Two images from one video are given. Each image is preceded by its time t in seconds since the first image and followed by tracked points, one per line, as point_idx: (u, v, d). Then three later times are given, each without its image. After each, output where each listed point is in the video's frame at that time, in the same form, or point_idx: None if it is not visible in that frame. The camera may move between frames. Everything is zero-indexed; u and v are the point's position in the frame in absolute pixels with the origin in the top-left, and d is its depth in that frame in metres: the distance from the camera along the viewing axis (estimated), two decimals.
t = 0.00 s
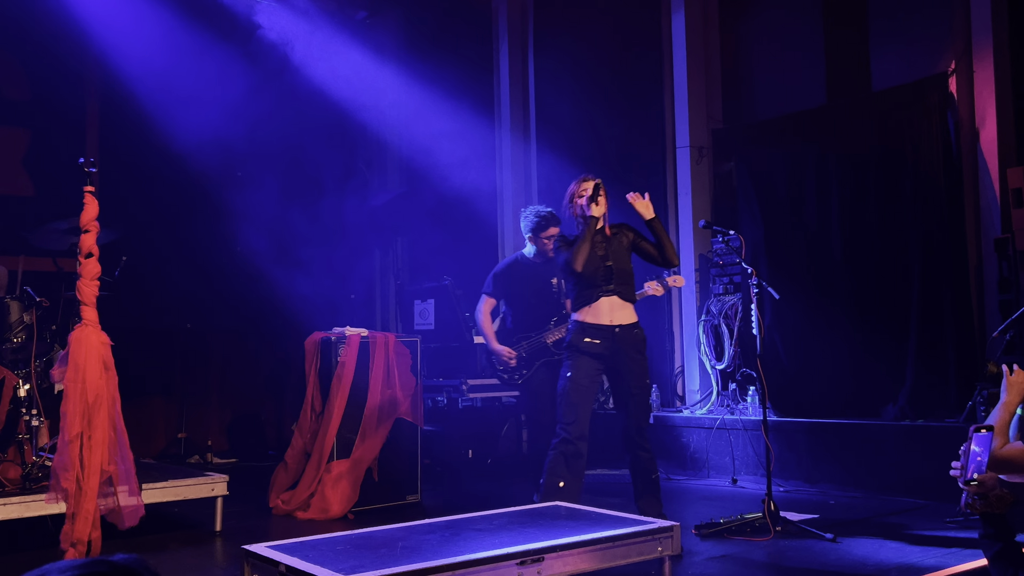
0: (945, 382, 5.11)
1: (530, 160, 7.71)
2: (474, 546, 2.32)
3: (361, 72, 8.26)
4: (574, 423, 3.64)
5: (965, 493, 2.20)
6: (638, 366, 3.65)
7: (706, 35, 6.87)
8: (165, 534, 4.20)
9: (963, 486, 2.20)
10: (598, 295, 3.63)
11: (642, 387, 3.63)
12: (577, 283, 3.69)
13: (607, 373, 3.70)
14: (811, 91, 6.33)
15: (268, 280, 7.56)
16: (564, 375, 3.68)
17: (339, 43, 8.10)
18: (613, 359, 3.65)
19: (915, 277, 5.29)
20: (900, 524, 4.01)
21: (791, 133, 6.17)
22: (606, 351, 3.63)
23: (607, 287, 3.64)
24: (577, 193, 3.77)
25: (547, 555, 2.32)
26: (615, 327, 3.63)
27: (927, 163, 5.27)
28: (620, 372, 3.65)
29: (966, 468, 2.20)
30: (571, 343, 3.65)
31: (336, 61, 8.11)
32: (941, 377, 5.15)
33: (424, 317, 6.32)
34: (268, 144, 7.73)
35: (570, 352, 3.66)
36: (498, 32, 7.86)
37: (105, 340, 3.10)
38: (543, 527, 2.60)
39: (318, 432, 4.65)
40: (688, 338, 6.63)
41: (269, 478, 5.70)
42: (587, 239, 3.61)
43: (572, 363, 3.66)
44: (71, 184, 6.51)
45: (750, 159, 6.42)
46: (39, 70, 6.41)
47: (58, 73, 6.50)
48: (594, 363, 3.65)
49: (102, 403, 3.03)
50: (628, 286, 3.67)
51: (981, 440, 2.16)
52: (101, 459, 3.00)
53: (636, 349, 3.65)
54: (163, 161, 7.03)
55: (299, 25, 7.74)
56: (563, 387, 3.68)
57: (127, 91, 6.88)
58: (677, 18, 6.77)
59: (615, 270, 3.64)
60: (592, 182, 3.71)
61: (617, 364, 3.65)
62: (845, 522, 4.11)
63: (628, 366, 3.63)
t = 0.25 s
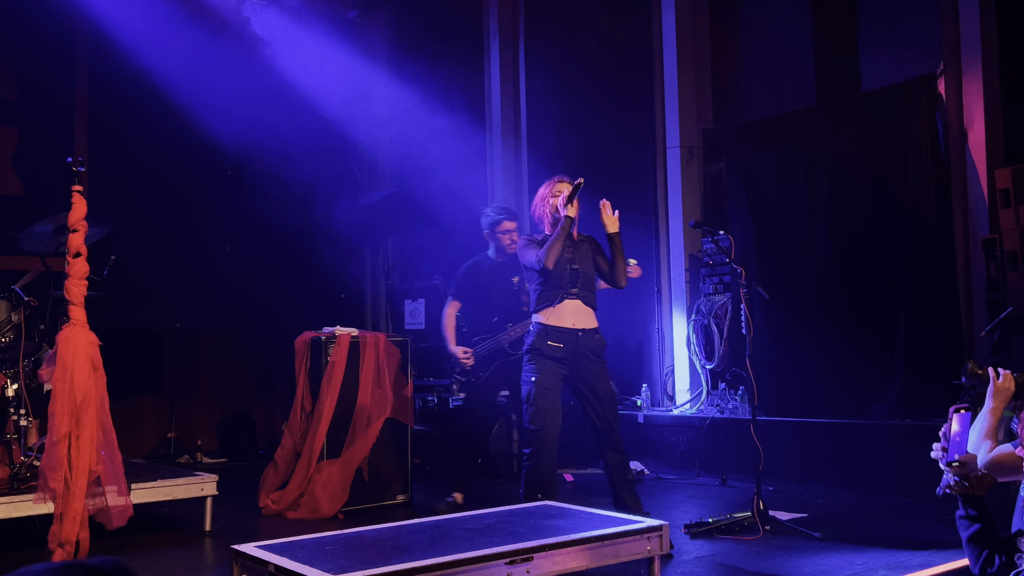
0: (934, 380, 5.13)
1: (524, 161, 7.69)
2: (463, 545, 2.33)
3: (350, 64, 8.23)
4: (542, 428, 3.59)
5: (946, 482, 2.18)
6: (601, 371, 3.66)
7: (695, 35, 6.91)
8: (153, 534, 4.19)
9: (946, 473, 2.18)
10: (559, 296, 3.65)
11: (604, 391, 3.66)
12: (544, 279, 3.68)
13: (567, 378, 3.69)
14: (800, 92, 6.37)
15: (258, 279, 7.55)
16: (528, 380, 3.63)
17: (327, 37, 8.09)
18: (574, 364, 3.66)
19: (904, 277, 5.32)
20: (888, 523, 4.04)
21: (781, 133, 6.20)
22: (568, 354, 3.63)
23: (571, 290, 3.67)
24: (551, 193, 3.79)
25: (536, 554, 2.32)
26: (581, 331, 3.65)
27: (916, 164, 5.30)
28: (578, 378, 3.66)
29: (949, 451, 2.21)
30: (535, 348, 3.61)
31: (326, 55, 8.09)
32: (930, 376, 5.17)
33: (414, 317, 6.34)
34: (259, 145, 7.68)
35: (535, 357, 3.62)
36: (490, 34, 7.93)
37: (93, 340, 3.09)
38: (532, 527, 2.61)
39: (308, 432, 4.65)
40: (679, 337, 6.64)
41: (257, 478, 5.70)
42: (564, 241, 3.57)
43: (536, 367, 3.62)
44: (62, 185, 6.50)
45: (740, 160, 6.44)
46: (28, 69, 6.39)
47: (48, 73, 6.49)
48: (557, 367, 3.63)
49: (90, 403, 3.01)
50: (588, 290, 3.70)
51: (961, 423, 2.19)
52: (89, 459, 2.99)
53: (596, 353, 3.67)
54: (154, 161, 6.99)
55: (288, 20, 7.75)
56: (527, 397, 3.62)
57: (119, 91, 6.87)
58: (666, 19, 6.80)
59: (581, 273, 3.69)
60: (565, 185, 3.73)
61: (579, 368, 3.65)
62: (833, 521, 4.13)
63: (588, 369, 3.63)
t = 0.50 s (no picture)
0: (927, 380, 5.16)
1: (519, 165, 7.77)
2: (458, 543, 2.34)
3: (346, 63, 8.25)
4: (542, 428, 3.53)
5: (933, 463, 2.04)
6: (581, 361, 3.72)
7: (691, 35, 6.92)
8: (149, 532, 4.19)
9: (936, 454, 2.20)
10: (553, 295, 3.68)
11: (587, 382, 3.71)
12: (541, 274, 3.67)
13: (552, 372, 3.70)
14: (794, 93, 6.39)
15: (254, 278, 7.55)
16: (518, 373, 3.59)
17: (321, 37, 8.01)
18: (563, 358, 3.66)
19: (898, 277, 5.35)
20: (882, 522, 4.06)
21: (776, 133, 6.23)
22: (561, 348, 3.63)
23: (562, 288, 3.71)
24: (540, 188, 3.82)
25: (531, 551, 2.34)
26: (568, 327, 3.69)
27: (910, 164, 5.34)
28: (563, 373, 3.68)
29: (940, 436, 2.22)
30: (530, 345, 3.57)
31: (321, 56, 8.04)
32: (923, 376, 5.20)
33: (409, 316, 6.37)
34: (253, 145, 7.67)
35: (529, 352, 3.59)
36: (486, 33, 7.86)
37: (90, 338, 3.09)
38: (527, 524, 2.62)
39: (304, 430, 4.66)
40: (673, 336, 6.65)
41: (254, 477, 5.71)
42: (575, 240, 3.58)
43: (528, 361, 3.59)
44: (59, 183, 6.51)
45: (736, 160, 6.46)
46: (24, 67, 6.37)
47: (45, 73, 6.48)
48: (549, 361, 3.61)
49: (87, 400, 3.01)
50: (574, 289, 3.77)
51: (954, 408, 2.22)
52: (85, 457, 2.98)
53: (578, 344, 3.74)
54: (150, 162, 6.99)
55: (281, 21, 7.62)
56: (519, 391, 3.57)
57: (116, 91, 6.87)
58: (662, 18, 6.81)
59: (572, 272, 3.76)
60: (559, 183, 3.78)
61: (567, 362, 3.67)
62: (827, 519, 4.15)
63: (574, 366, 3.69)
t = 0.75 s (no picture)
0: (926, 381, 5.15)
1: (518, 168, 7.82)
2: (457, 542, 2.34)
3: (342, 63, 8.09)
4: (556, 428, 3.51)
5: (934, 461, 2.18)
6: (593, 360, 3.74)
7: (691, 35, 6.92)
8: (148, 531, 4.19)
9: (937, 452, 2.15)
10: (572, 295, 3.71)
11: (597, 381, 3.73)
12: (553, 275, 3.68)
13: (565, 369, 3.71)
14: (793, 93, 6.40)
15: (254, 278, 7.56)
16: (534, 368, 3.59)
17: (319, 37, 7.96)
18: (578, 357, 3.68)
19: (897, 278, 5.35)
20: (880, 522, 4.07)
21: (775, 134, 6.22)
22: (579, 347, 3.65)
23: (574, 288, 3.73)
24: (543, 192, 3.79)
25: (529, 551, 2.34)
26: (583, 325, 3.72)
27: (908, 164, 5.33)
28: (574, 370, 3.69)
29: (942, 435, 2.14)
30: (549, 342, 3.58)
31: (319, 55, 7.96)
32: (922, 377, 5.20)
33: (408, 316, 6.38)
34: (252, 147, 7.65)
35: (548, 349, 3.58)
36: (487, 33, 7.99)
37: (89, 337, 3.03)
38: (525, 524, 2.62)
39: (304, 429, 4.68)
40: (672, 337, 6.65)
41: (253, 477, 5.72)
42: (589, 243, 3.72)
43: (546, 359, 3.59)
44: (59, 182, 6.51)
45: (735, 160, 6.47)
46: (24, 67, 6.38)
47: (44, 73, 6.48)
48: (567, 358, 3.61)
49: (86, 399, 2.96)
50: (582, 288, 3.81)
51: (956, 406, 2.12)
52: (84, 457, 2.95)
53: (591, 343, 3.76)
54: (150, 162, 6.99)
55: (277, 21, 7.63)
56: (536, 387, 3.56)
57: (116, 92, 6.88)
58: (662, 18, 6.81)
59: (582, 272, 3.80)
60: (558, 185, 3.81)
61: (581, 361, 3.69)
62: (825, 519, 4.16)
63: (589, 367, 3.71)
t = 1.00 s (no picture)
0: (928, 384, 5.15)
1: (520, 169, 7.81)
2: (459, 542, 2.35)
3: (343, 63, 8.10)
4: (570, 429, 3.52)
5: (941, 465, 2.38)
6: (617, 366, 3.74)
7: (693, 36, 6.93)
8: (151, 531, 4.20)
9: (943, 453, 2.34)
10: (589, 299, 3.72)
11: (624, 388, 3.72)
12: (566, 284, 3.69)
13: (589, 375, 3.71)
14: (796, 95, 6.40)
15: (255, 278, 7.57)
16: (560, 374, 3.60)
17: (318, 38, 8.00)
18: (601, 362, 3.68)
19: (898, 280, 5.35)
20: (881, 523, 4.07)
21: (777, 135, 6.23)
22: (602, 352, 3.66)
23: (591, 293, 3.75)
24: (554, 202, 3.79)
25: (531, 551, 2.34)
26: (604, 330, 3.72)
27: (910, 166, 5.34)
28: (599, 376, 3.70)
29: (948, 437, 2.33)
30: (575, 347, 3.59)
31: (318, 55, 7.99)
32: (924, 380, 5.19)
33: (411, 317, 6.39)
34: (254, 147, 7.67)
35: (572, 355, 3.60)
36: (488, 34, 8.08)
37: (92, 337, 3.04)
38: (527, 524, 2.63)
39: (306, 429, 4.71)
40: (675, 338, 6.64)
41: (255, 477, 5.73)
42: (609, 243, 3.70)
43: (571, 364, 3.60)
44: (62, 183, 6.52)
45: (737, 161, 6.48)
46: (27, 68, 6.41)
47: (48, 73, 6.50)
48: (591, 364, 3.62)
49: (89, 398, 2.97)
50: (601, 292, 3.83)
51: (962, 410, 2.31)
52: (87, 456, 2.96)
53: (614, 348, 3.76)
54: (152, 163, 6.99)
55: (277, 23, 7.70)
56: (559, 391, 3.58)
57: (119, 92, 6.88)
58: (664, 19, 6.81)
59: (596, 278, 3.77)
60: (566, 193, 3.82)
61: (606, 366, 3.69)
62: (827, 520, 4.16)
63: (614, 370, 3.71)
